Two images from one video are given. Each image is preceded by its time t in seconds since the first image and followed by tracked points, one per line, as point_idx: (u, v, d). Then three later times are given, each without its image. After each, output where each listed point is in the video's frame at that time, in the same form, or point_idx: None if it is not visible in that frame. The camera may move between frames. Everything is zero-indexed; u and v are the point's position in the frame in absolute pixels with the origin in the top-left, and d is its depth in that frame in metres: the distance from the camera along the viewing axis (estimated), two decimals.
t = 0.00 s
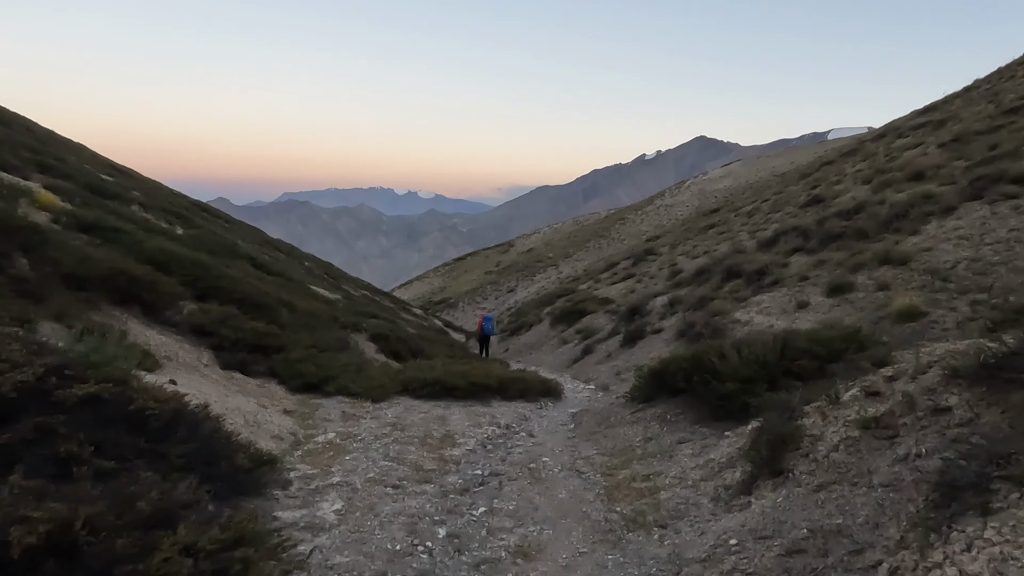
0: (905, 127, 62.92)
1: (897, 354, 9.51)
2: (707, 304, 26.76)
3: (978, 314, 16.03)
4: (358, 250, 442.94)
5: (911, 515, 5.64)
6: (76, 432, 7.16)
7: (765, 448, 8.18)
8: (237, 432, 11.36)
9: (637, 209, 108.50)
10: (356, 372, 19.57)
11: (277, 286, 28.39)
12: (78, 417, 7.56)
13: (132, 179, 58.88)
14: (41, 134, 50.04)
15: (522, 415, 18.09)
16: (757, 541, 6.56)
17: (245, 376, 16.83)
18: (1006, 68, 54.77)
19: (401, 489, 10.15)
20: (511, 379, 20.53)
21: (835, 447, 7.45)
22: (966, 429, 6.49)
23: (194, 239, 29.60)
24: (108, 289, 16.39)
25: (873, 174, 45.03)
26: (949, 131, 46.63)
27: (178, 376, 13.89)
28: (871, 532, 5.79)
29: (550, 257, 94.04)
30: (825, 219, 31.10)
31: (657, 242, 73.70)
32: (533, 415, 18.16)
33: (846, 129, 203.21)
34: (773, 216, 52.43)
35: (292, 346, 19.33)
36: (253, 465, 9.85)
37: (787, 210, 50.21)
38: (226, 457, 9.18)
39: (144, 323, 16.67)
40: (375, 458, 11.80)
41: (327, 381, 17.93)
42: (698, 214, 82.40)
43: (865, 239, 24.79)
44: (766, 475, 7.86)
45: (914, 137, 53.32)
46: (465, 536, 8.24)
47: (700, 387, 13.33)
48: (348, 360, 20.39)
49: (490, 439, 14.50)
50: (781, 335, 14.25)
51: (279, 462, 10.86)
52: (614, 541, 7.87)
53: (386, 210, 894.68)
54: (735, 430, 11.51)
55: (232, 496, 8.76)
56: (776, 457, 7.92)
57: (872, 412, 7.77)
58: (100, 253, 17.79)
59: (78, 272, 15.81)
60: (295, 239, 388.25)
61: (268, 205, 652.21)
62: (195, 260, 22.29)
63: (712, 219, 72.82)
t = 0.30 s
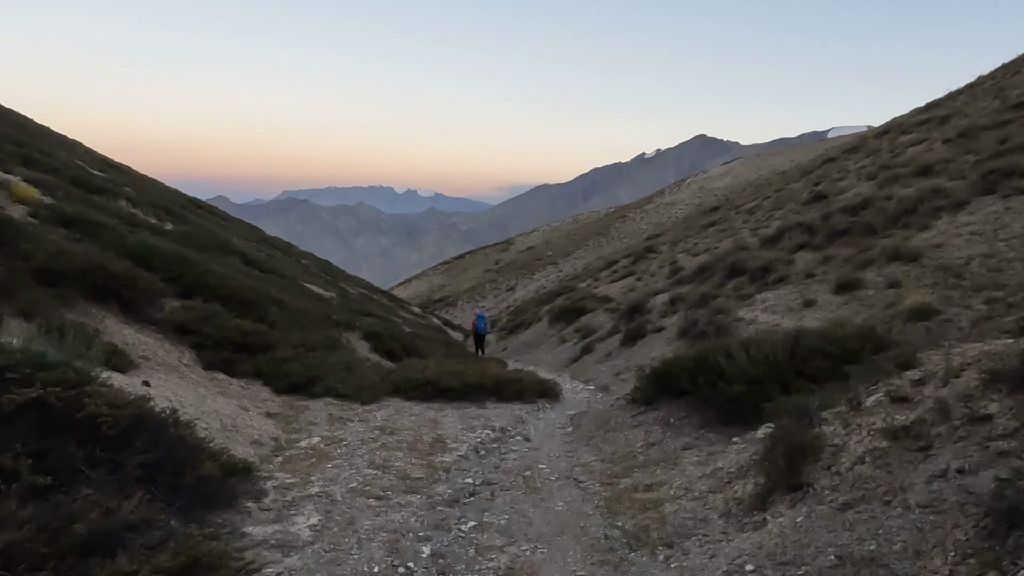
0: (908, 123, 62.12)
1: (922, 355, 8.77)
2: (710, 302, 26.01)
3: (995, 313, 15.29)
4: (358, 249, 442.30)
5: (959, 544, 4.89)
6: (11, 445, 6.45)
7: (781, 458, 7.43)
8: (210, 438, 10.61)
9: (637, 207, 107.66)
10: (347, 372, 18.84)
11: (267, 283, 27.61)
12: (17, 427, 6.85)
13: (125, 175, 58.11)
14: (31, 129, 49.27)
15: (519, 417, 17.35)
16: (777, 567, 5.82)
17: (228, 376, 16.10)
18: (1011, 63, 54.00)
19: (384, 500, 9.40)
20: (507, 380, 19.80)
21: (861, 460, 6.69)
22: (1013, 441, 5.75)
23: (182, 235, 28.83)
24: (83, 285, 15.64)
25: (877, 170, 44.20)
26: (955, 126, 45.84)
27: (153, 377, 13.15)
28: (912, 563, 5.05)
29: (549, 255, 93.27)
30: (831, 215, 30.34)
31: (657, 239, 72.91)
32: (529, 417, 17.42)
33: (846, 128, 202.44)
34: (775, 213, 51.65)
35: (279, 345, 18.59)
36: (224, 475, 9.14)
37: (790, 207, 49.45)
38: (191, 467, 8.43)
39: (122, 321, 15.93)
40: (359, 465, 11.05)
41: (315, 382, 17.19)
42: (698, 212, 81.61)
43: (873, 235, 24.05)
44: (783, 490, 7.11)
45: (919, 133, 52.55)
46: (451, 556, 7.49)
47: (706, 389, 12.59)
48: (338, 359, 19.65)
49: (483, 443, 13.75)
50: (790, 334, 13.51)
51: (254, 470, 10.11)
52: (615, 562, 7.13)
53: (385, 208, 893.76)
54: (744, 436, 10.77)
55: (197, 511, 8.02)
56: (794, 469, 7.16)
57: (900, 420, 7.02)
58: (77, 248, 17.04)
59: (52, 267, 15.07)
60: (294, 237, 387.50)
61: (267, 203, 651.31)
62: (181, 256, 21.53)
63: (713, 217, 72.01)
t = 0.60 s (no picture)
0: (910, 121, 61.38)
1: (943, 360, 8.05)
2: (710, 302, 25.28)
3: (1010, 313, 14.57)
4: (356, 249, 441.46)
5: None
6: None
7: (792, 474, 6.69)
8: (174, 447, 9.87)
9: (636, 207, 106.93)
10: (333, 374, 18.11)
11: (255, 282, 26.85)
12: None
13: (117, 173, 57.33)
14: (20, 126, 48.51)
15: (511, 421, 16.63)
16: None
17: (206, 379, 15.38)
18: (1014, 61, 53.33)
19: (358, 516, 8.66)
20: (500, 382, 19.08)
21: (884, 479, 5.96)
22: None
23: (168, 233, 28.05)
24: (53, 284, 14.91)
25: (879, 168, 43.48)
26: (958, 124, 45.16)
27: (121, 381, 12.44)
28: None
29: (548, 255, 92.52)
30: (834, 213, 29.61)
31: (656, 239, 72.16)
32: (522, 422, 16.70)
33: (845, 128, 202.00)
34: (776, 211, 50.93)
35: (262, 346, 17.84)
36: (184, 490, 8.43)
37: (791, 206, 48.72)
38: (143, 483, 7.71)
39: (94, 321, 15.20)
40: (335, 476, 10.30)
41: (298, 385, 16.46)
42: (698, 211, 80.89)
43: (878, 232, 23.33)
44: (794, 511, 6.38)
45: (921, 131, 51.87)
46: None
47: (707, 394, 11.87)
48: (324, 361, 18.93)
49: (472, 451, 13.01)
50: (796, 336, 12.77)
51: (220, 483, 9.37)
52: None
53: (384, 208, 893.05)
54: (749, 446, 10.04)
55: (145, 531, 7.32)
56: (807, 487, 6.44)
57: (926, 434, 6.29)
58: (49, 245, 16.30)
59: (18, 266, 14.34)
60: (292, 236, 386.51)
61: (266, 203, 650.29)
62: (162, 253, 20.79)
63: (713, 216, 71.27)
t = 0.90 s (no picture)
0: (915, 120, 60.52)
1: (973, 377, 7.32)
2: (712, 305, 24.51)
3: None
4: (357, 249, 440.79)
5: None
6: None
7: (810, 510, 5.95)
8: (136, 468, 9.14)
9: (637, 207, 106.08)
10: (319, 381, 17.36)
11: (244, 285, 26.11)
12: None
13: (111, 173, 56.63)
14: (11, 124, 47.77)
15: (505, 431, 15.88)
16: None
17: (184, 389, 14.64)
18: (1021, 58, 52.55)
19: (333, 547, 7.92)
20: (494, 389, 18.32)
21: (918, 521, 5.23)
22: None
23: (156, 233, 27.32)
24: (22, 289, 14.17)
25: (885, 167, 42.65)
26: (965, 122, 44.40)
27: (89, 393, 11.71)
28: None
29: (548, 255, 91.76)
30: (840, 212, 28.85)
31: (658, 239, 71.37)
32: (516, 432, 15.94)
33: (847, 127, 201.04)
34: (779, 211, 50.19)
35: (245, 352, 17.11)
36: (138, 521, 7.70)
37: (794, 205, 47.98)
38: (89, 513, 6.98)
39: (66, 328, 14.48)
40: (312, 498, 9.57)
41: (282, 394, 15.73)
42: (699, 211, 80.11)
43: (886, 233, 22.57)
44: (813, 553, 5.64)
45: (926, 129, 51.11)
46: None
47: (711, 407, 11.12)
48: (311, 367, 18.18)
49: (461, 466, 12.27)
50: (805, 343, 12.02)
51: (184, 508, 8.64)
52: None
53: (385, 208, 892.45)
54: (758, 466, 9.31)
55: (89, 568, 6.59)
56: (827, 526, 5.70)
57: (964, 467, 5.56)
58: (21, 247, 15.57)
59: None
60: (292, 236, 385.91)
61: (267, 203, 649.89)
62: (144, 255, 20.04)
63: (714, 216, 70.47)
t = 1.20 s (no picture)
0: (923, 114, 59.61)
1: None
2: (720, 300, 23.74)
3: None
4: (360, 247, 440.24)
5: None
6: None
7: (852, 523, 5.20)
8: (102, 472, 8.40)
9: (640, 203, 105.26)
10: (312, 377, 16.66)
11: (239, 279, 25.41)
12: None
13: (109, 168, 55.99)
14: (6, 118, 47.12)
15: (505, 430, 15.13)
16: None
17: (167, 385, 13.93)
18: None
19: (314, 558, 7.19)
20: (494, 387, 17.60)
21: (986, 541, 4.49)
22: None
23: (147, 226, 26.60)
24: None
25: (894, 161, 41.80)
26: (976, 114, 43.56)
27: (61, 390, 10.98)
28: None
29: (551, 252, 90.98)
30: (851, 205, 28.05)
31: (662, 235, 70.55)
32: (516, 431, 15.19)
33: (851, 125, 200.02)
34: (785, 206, 49.38)
35: (235, 348, 16.39)
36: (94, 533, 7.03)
37: (801, 200, 47.17)
38: (36, 521, 6.25)
39: (44, 321, 13.77)
40: (295, 503, 8.82)
41: (272, 391, 15.02)
42: (704, 207, 79.26)
43: (901, 225, 21.78)
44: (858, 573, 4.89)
45: (936, 123, 50.26)
46: None
47: (726, 403, 10.38)
48: (304, 363, 17.48)
49: (458, 467, 11.53)
50: (824, 337, 11.25)
51: (152, 515, 7.91)
52: None
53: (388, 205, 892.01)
54: (779, 469, 8.56)
55: None
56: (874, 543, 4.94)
57: None
58: None
59: None
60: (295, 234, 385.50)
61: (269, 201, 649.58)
62: (131, 247, 19.32)
63: (719, 212, 69.65)
